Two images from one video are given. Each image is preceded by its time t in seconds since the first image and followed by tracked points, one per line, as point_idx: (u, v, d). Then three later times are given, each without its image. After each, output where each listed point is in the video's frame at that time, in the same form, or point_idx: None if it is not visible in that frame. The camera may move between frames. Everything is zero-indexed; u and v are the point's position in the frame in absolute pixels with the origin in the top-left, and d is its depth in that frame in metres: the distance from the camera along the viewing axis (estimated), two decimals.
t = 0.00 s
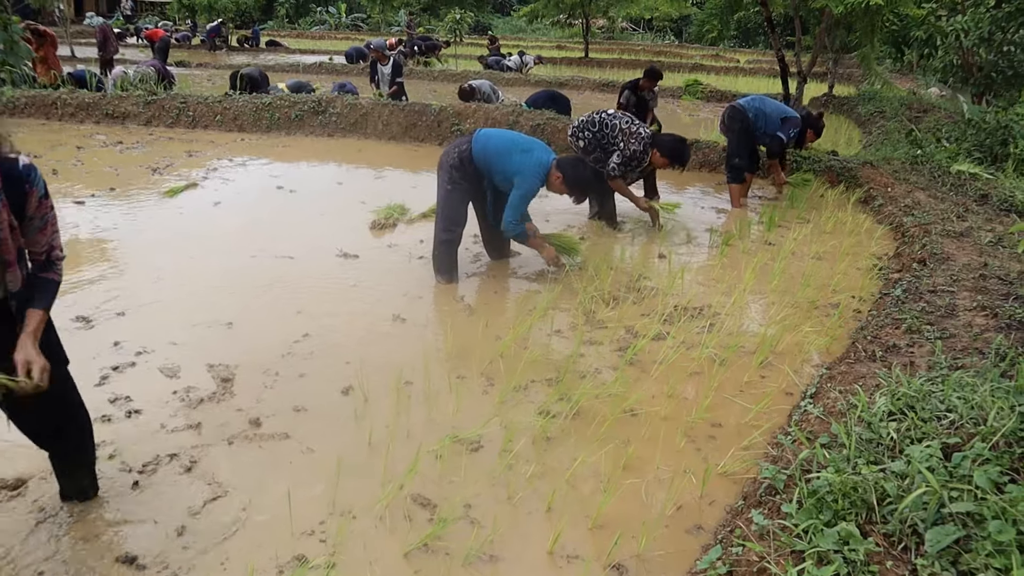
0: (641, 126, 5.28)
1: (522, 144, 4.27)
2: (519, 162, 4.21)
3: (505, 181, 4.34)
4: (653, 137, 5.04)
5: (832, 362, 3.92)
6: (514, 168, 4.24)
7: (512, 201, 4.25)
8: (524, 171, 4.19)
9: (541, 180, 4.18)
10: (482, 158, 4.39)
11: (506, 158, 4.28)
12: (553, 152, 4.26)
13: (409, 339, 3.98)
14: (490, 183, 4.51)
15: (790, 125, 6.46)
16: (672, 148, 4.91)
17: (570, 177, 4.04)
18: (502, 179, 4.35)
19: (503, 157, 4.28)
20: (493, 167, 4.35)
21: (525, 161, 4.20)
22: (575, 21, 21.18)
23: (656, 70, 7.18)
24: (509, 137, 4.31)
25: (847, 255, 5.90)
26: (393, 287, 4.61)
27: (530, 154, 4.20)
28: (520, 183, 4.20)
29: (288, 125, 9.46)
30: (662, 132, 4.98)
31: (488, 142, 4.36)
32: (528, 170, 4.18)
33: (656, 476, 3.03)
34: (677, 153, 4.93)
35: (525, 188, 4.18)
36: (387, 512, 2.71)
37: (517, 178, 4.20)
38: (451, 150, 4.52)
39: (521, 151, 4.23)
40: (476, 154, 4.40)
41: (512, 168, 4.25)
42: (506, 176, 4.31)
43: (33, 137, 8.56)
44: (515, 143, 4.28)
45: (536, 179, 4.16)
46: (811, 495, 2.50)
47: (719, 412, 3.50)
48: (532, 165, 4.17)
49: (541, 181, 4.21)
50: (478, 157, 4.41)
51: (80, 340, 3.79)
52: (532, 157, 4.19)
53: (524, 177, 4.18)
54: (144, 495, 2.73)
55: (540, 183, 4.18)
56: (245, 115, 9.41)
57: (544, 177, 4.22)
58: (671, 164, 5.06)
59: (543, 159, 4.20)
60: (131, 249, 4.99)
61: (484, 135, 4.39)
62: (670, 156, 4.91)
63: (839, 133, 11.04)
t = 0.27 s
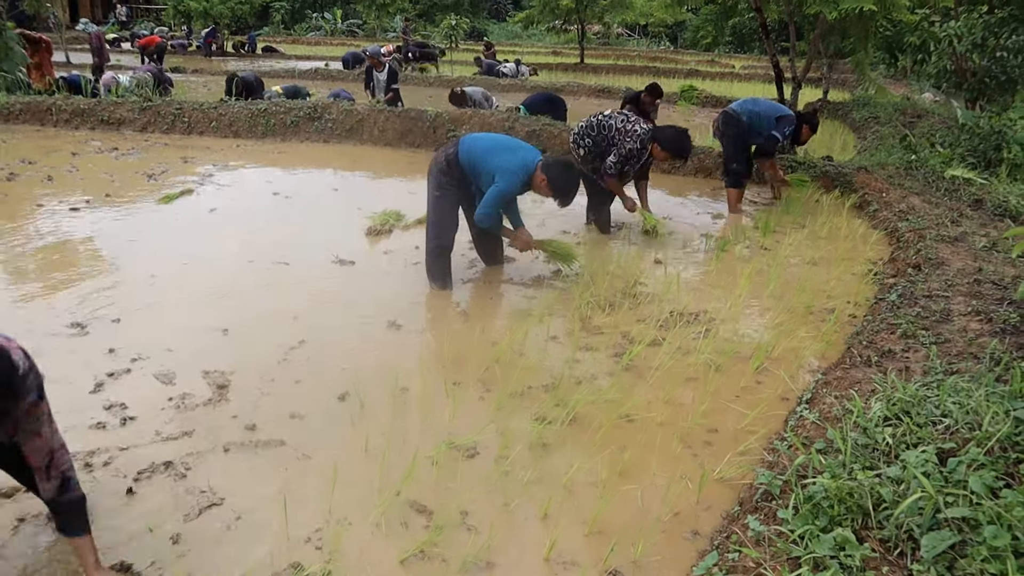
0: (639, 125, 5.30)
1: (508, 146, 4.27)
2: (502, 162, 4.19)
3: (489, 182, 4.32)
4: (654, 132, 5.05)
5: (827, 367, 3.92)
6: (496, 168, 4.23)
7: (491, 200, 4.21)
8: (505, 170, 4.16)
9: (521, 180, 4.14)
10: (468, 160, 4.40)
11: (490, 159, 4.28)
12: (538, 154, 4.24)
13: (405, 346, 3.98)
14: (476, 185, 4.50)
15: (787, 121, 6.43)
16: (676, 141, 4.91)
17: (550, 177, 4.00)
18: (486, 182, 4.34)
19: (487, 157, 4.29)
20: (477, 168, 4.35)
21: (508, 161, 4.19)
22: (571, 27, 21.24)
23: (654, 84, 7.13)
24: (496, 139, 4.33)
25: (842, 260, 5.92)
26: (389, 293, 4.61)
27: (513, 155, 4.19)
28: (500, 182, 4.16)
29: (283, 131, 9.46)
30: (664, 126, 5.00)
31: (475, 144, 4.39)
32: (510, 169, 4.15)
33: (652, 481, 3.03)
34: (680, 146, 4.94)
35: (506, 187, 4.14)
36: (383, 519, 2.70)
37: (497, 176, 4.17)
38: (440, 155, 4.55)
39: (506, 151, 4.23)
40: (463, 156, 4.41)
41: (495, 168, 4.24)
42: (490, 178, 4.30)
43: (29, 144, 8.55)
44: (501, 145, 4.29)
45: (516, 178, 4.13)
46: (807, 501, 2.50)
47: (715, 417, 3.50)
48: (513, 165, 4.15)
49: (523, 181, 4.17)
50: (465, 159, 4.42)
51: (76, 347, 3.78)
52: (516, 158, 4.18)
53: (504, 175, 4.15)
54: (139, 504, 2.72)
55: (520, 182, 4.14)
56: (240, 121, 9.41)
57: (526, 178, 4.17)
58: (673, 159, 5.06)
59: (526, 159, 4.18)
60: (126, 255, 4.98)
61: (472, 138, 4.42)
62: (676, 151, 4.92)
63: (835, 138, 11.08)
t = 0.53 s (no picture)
0: (636, 125, 5.24)
1: (499, 149, 4.29)
2: (493, 164, 4.20)
3: (480, 186, 4.32)
4: (654, 128, 5.06)
5: (825, 370, 3.93)
6: (487, 171, 4.24)
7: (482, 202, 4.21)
8: (495, 173, 4.17)
9: (512, 182, 4.14)
10: (460, 163, 4.41)
11: (481, 162, 4.30)
12: (529, 156, 4.25)
13: (403, 349, 3.98)
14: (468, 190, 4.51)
15: (783, 121, 6.47)
16: (676, 137, 4.93)
17: (540, 179, 4.00)
18: (478, 185, 4.35)
19: (478, 160, 4.30)
20: (469, 172, 4.36)
21: (499, 163, 4.20)
22: (569, 31, 21.28)
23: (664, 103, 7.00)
24: (487, 143, 4.34)
25: (840, 263, 5.93)
26: (387, 296, 4.62)
27: (504, 157, 4.20)
28: (490, 184, 4.17)
29: (281, 135, 9.47)
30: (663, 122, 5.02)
31: (467, 148, 4.40)
32: (500, 171, 4.16)
33: (650, 484, 3.03)
34: (679, 141, 4.96)
35: (496, 189, 4.15)
36: (381, 523, 2.70)
37: (488, 179, 4.18)
38: (433, 159, 4.57)
39: (497, 155, 4.24)
40: (455, 160, 4.43)
41: (486, 171, 4.25)
42: (481, 181, 4.31)
43: (26, 148, 8.55)
44: (492, 148, 4.30)
45: (507, 180, 4.13)
46: (805, 504, 2.50)
47: (713, 420, 3.50)
48: (504, 168, 4.16)
49: (513, 183, 4.18)
50: (457, 162, 4.43)
51: (73, 352, 3.78)
52: (507, 160, 4.19)
53: (495, 178, 4.16)
54: (136, 509, 2.72)
55: (510, 185, 4.14)
56: (238, 125, 9.43)
57: (517, 181, 4.17)
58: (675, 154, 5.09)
59: (516, 162, 4.18)
60: (124, 259, 4.98)
61: (464, 141, 4.44)
62: (675, 147, 4.94)
63: (832, 141, 11.11)
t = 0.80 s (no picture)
0: (637, 146, 5.26)
1: (499, 154, 4.30)
2: (492, 170, 4.21)
3: (481, 191, 4.33)
4: (653, 153, 5.08)
5: (824, 376, 3.93)
6: (487, 176, 4.24)
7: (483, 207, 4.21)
8: (496, 178, 4.17)
9: (512, 187, 4.14)
10: (460, 168, 4.41)
11: (481, 168, 4.30)
12: (529, 161, 4.25)
13: (402, 354, 3.98)
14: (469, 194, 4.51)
15: (782, 123, 6.51)
16: (674, 165, 4.96)
17: (541, 184, 4.01)
18: (478, 190, 4.35)
19: (478, 166, 4.30)
20: (469, 177, 4.36)
21: (499, 168, 4.20)
22: (569, 36, 21.33)
23: (675, 128, 6.90)
24: (487, 148, 4.35)
25: (839, 268, 5.94)
26: (387, 301, 4.62)
27: (504, 162, 4.21)
28: (490, 189, 4.17)
29: (281, 140, 9.48)
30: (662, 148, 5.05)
31: (467, 153, 4.41)
32: (501, 176, 4.16)
33: (649, 490, 3.03)
34: (677, 169, 4.98)
35: (497, 194, 4.15)
36: (380, 528, 2.70)
37: (488, 184, 4.18)
38: (433, 164, 4.57)
39: (497, 160, 4.24)
40: (455, 165, 4.43)
41: (486, 176, 4.25)
42: (482, 186, 4.31)
43: (26, 152, 8.56)
44: (492, 153, 4.30)
45: (507, 185, 4.14)
46: (804, 510, 2.50)
47: (712, 426, 3.50)
48: (504, 173, 4.16)
49: (513, 188, 4.18)
50: (457, 168, 4.44)
51: (72, 356, 3.78)
52: (507, 165, 4.19)
53: (495, 183, 4.16)
54: (135, 513, 2.71)
55: (510, 189, 4.14)
56: (238, 130, 9.44)
57: (517, 186, 4.17)
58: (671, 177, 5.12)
59: (516, 167, 4.19)
60: (124, 263, 4.98)
61: (464, 146, 4.44)
62: (671, 175, 4.96)
63: (831, 146, 11.14)
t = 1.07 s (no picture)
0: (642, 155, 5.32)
1: (506, 166, 4.29)
2: (502, 183, 4.21)
3: (490, 203, 4.33)
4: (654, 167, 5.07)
5: (825, 386, 3.92)
6: (497, 190, 4.24)
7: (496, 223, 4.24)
8: (506, 192, 4.18)
9: (523, 202, 4.16)
10: (467, 180, 4.41)
11: (490, 181, 4.30)
12: (536, 172, 4.26)
13: (403, 364, 3.99)
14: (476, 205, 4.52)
15: (783, 134, 6.53)
16: (674, 179, 4.94)
17: (547, 194, 4.02)
18: (486, 202, 4.36)
19: (486, 179, 4.30)
20: (477, 189, 4.36)
21: (508, 182, 4.20)
22: (569, 45, 21.41)
23: (681, 136, 6.90)
24: (494, 159, 4.33)
25: (840, 277, 5.94)
26: (388, 311, 4.62)
27: (513, 176, 4.21)
28: (502, 205, 4.18)
29: (282, 149, 9.52)
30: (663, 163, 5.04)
31: (474, 165, 4.39)
32: (510, 191, 4.17)
33: (650, 501, 3.02)
34: (677, 184, 4.97)
35: (509, 210, 4.17)
36: (380, 539, 2.69)
37: (499, 200, 4.19)
38: (438, 174, 4.56)
39: (504, 173, 4.24)
40: (462, 176, 4.43)
41: (495, 190, 4.26)
42: (491, 199, 4.31)
43: (28, 161, 8.59)
44: (499, 165, 4.29)
45: (517, 200, 4.15)
46: (805, 521, 2.49)
47: (713, 436, 3.50)
48: (513, 187, 4.17)
49: (523, 202, 4.19)
50: (464, 179, 4.44)
51: (72, 365, 3.78)
52: (515, 179, 4.19)
53: (507, 198, 4.17)
54: (135, 524, 2.71)
55: (521, 204, 4.16)
56: (240, 139, 9.48)
57: (526, 200, 4.19)
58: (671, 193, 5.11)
59: (525, 180, 4.19)
60: (125, 272, 5.00)
61: (470, 157, 4.43)
62: (671, 188, 4.94)
63: (832, 155, 11.16)
